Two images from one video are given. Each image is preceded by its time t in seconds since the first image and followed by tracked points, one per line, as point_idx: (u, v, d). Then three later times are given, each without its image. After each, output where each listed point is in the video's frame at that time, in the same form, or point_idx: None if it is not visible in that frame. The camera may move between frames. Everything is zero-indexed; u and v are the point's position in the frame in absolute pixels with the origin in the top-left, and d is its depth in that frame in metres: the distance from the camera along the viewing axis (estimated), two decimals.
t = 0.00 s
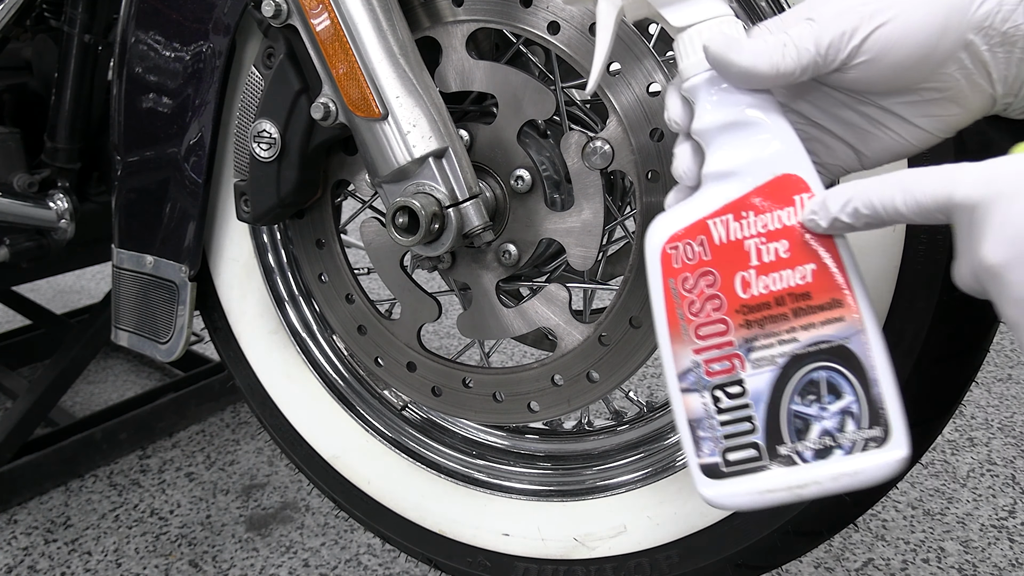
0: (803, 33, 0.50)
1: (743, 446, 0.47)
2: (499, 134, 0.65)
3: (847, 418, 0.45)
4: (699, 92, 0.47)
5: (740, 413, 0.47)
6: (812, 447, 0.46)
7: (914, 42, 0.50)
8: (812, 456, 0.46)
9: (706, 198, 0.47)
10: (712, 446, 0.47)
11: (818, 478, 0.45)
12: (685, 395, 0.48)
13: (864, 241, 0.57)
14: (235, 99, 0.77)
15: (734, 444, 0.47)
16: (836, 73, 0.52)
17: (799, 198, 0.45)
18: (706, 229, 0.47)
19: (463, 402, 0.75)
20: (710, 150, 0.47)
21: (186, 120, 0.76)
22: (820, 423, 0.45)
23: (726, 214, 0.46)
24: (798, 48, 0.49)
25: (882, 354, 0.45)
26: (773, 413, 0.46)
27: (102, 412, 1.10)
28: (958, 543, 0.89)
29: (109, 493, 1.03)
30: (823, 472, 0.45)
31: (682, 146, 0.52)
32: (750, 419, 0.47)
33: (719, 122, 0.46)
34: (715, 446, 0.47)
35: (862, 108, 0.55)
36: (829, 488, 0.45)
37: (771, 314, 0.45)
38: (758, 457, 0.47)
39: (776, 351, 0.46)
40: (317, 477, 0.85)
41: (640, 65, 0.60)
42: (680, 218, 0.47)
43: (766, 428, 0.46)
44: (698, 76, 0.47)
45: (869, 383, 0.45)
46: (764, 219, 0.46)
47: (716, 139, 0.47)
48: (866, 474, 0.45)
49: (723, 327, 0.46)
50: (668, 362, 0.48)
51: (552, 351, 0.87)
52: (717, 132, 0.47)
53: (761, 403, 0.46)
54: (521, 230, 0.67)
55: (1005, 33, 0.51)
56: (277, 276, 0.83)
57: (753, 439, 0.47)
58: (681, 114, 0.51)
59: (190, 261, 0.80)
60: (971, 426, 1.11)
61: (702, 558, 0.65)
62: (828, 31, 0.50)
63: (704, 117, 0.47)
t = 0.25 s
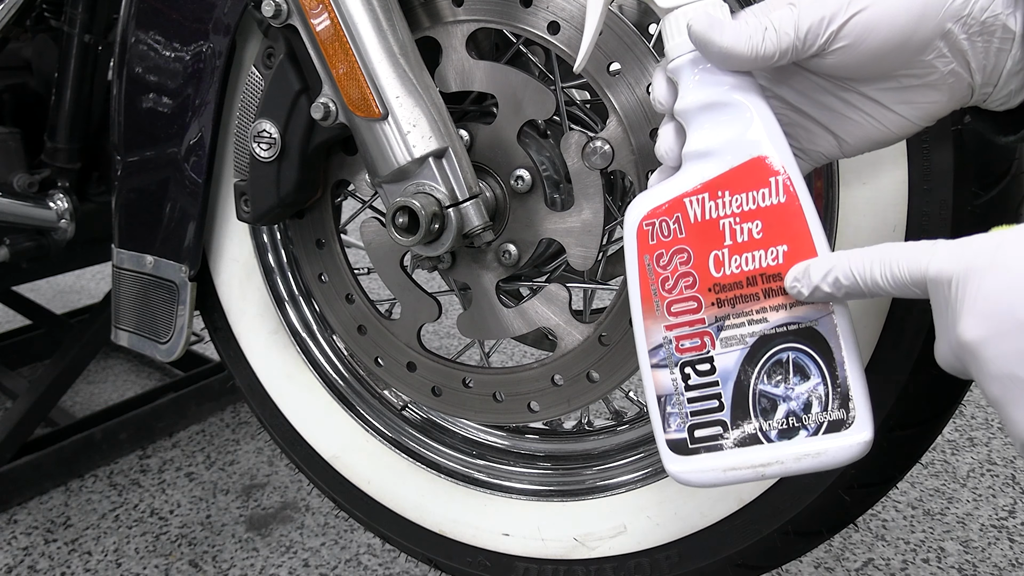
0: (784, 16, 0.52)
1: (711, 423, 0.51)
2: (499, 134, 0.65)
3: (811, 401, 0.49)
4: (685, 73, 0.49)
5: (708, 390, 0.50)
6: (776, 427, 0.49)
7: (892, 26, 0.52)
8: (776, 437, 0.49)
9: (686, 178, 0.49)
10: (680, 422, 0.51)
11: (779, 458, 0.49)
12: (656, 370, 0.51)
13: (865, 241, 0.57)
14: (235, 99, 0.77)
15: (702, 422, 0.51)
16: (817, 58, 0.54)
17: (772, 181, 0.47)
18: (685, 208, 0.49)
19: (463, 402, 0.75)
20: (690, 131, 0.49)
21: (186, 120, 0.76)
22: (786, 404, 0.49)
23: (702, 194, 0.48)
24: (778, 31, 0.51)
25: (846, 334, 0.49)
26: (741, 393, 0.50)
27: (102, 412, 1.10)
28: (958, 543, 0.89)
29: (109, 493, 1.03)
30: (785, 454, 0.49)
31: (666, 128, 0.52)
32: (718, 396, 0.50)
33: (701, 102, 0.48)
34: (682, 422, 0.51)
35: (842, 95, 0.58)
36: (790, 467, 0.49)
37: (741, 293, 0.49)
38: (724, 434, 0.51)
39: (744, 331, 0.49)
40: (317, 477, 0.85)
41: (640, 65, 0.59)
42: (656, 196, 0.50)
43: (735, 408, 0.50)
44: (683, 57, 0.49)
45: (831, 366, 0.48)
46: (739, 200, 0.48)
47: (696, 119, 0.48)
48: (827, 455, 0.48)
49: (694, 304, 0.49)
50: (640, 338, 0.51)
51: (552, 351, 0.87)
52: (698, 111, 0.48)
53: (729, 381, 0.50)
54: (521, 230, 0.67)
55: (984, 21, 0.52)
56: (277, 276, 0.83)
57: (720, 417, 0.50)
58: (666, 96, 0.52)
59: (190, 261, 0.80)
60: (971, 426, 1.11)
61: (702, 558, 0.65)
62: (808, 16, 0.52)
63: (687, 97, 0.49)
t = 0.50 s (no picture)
0: (781, 19, 0.52)
1: (711, 425, 0.51)
2: (499, 134, 0.65)
3: (811, 403, 0.49)
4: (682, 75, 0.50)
5: (708, 392, 0.50)
6: (776, 429, 0.50)
7: (890, 29, 0.53)
8: (776, 439, 0.49)
9: (685, 180, 0.49)
10: (679, 424, 0.51)
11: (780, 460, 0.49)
12: (655, 372, 0.51)
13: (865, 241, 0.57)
14: (235, 99, 0.77)
15: (701, 424, 0.51)
16: (813, 60, 0.55)
17: (771, 181, 0.47)
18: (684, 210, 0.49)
19: (463, 402, 0.75)
20: (688, 132, 0.49)
21: (186, 120, 0.76)
22: (786, 406, 0.49)
23: (701, 195, 0.48)
24: (775, 34, 0.51)
25: (845, 334, 0.49)
26: (741, 395, 0.50)
27: (102, 412, 1.10)
28: (958, 543, 0.89)
29: (109, 493, 1.03)
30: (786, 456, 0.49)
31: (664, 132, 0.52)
32: (717, 399, 0.50)
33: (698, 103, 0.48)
34: (682, 425, 0.51)
35: (840, 97, 0.58)
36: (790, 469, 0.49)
37: (739, 295, 0.49)
38: (724, 435, 0.51)
39: (744, 331, 0.49)
40: (317, 477, 0.85)
41: (640, 65, 0.60)
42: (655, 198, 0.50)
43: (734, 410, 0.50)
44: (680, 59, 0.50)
45: (831, 367, 0.49)
46: (738, 201, 0.48)
47: (694, 121, 0.49)
48: (828, 457, 0.49)
49: (693, 306, 0.49)
50: (639, 339, 0.51)
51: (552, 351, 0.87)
52: (696, 113, 0.48)
53: (729, 383, 0.50)
54: (521, 230, 0.67)
55: (980, 24, 0.53)
56: (277, 276, 0.83)
57: (720, 419, 0.50)
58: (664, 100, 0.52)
59: (190, 261, 0.80)
60: (971, 426, 1.11)
61: (702, 558, 0.65)
62: (805, 19, 0.52)
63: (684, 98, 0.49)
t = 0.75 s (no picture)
0: (783, 28, 0.51)
1: (712, 433, 0.51)
2: (499, 134, 0.65)
3: (811, 411, 0.49)
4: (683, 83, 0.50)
5: (709, 400, 0.50)
6: (776, 437, 0.49)
7: (893, 37, 0.52)
8: (778, 446, 0.49)
9: (686, 189, 0.49)
10: (681, 432, 0.51)
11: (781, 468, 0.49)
12: (657, 380, 0.51)
13: (865, 241, 0.57)
14: (235, 99, 0.77)
15: (703, 432, 0.51)
16: (816, 70, 0.54)
17: (772, 191, 0.47)
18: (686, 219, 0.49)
19: (463, 402, 0.75)
20: (689, 141, 0.49)
21: (186, 120, 0.76)
22: (787, 413, 0.49)
23: (702, 204, 0.49)
24: (776, 44, 0.51)
25: (846, 342, 0.48)
26: (741, 403, 0.50)
27: (102, 411, 1.10)
28: (958, 543, 0.89)
29: (109, 493, 1.03)
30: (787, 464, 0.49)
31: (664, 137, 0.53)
32: (719, 406, 0.50)
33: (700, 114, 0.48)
34: (684, 432, 0.51)
35: (841, 106, 0.57)
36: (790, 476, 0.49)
37: (741, 303, 0.49)
38: (725, 443, 0.50)
39: (745, 340, 0.49)
40: (317, 477, 0.85)
41: (640, 65, 0.60)
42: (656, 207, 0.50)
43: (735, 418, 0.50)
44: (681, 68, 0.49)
45: (831, 374, 0.48)
46: (739, 210, 0.48)
47: (694, 130, 0.49)
48: (827, 465, 0.48)
49: (695, 315, 0.50)
50: (640, 347, 0.51)
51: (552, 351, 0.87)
52: (697, 123, 0.49)
53: (730, 391, 0.50)
54: (521, 230, 0.67)
55: (980, 33, 0.52)
56: (277, 276, 0.83)
57: (721, 427, 0.50)
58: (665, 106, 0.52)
59: (190, 261, 0.80)
60: (971, 426, 1.11)
61: (702, 558, 0.65)
62: (807, 28, 0.51)
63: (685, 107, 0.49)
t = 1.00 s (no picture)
0: (797, 29, 0.50)
1: (719, 426, 0.49)
2: (500, 135, 0.65)
3: (816, 404, 0.47)
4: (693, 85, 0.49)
5: (716, 394, 0.49)
6: (779, 430, 0.48)
7: (907, 43, 0.52)
8: (782, 439, 0.48)
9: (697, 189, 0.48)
10: (689, 425, 0.50)
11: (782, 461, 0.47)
12: (665, 375, 0.50)
13: (865, 240, 0.57)
14: (235, 99, 0.77)
15: (710, 424, 0.49)
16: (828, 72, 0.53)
17: (783, 191, 0.47)
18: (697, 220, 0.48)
19: (463, 402, 0.75)
20: (700, 141, 0.48)
21: (186, 120, 0.76)
22: (792, 408, 0.47)
23: (713, 203, 0.48)
24: (792, 47, 0.50)
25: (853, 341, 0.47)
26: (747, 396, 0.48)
27: (102, 412, 1.10)
28: (958, 543, 0.89)
29: (109, 493, 1.03)
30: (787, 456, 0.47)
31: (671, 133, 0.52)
32: (725, 401, 0.49)
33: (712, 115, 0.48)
34: (691, 425, 0.50)
35: (853, 108, 0.57)
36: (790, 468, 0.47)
37: (750, 301, 0.47)
38: (732, 436, 0.49)
39: (754, 337, 0.47)
40: (317, 477, 0.85)
41: (640, 65, 0.59)
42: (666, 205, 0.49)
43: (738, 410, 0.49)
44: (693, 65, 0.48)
45: (839, 371, 0.47)
46: (751, 210, 0.47)
47: (705, 130, 0.48)
48: (831, 458, 0.47)
49: (704, 312, 0.48)
50: (649, 344, 0.50)
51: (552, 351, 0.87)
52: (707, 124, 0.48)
53: (736, 386, 0.48)
54: (521, 230, 0.67)
55: (990, 37, 0.53)
56: (277, 276, 0.83)
57: (727, 420, 0.49)
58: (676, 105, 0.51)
59: (190, 261, 0.80)
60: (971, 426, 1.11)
61: (702, 558, 0.65)
62: (821, 31, 0.50)
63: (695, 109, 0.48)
